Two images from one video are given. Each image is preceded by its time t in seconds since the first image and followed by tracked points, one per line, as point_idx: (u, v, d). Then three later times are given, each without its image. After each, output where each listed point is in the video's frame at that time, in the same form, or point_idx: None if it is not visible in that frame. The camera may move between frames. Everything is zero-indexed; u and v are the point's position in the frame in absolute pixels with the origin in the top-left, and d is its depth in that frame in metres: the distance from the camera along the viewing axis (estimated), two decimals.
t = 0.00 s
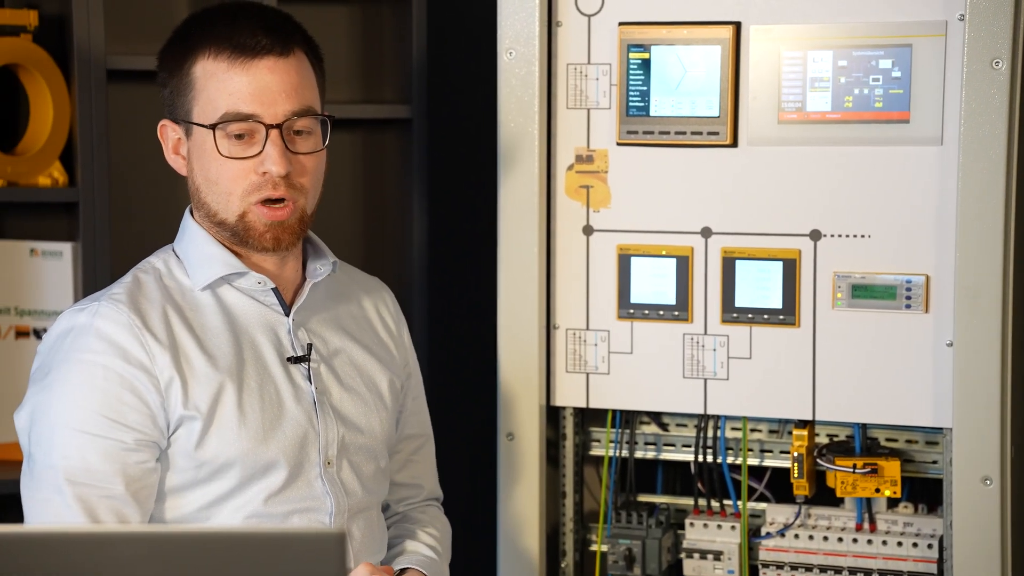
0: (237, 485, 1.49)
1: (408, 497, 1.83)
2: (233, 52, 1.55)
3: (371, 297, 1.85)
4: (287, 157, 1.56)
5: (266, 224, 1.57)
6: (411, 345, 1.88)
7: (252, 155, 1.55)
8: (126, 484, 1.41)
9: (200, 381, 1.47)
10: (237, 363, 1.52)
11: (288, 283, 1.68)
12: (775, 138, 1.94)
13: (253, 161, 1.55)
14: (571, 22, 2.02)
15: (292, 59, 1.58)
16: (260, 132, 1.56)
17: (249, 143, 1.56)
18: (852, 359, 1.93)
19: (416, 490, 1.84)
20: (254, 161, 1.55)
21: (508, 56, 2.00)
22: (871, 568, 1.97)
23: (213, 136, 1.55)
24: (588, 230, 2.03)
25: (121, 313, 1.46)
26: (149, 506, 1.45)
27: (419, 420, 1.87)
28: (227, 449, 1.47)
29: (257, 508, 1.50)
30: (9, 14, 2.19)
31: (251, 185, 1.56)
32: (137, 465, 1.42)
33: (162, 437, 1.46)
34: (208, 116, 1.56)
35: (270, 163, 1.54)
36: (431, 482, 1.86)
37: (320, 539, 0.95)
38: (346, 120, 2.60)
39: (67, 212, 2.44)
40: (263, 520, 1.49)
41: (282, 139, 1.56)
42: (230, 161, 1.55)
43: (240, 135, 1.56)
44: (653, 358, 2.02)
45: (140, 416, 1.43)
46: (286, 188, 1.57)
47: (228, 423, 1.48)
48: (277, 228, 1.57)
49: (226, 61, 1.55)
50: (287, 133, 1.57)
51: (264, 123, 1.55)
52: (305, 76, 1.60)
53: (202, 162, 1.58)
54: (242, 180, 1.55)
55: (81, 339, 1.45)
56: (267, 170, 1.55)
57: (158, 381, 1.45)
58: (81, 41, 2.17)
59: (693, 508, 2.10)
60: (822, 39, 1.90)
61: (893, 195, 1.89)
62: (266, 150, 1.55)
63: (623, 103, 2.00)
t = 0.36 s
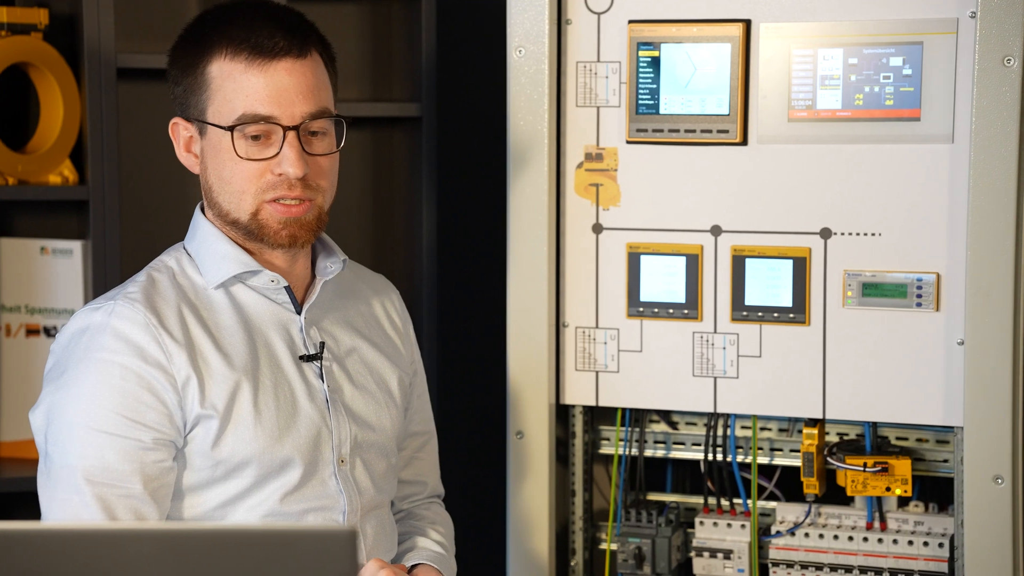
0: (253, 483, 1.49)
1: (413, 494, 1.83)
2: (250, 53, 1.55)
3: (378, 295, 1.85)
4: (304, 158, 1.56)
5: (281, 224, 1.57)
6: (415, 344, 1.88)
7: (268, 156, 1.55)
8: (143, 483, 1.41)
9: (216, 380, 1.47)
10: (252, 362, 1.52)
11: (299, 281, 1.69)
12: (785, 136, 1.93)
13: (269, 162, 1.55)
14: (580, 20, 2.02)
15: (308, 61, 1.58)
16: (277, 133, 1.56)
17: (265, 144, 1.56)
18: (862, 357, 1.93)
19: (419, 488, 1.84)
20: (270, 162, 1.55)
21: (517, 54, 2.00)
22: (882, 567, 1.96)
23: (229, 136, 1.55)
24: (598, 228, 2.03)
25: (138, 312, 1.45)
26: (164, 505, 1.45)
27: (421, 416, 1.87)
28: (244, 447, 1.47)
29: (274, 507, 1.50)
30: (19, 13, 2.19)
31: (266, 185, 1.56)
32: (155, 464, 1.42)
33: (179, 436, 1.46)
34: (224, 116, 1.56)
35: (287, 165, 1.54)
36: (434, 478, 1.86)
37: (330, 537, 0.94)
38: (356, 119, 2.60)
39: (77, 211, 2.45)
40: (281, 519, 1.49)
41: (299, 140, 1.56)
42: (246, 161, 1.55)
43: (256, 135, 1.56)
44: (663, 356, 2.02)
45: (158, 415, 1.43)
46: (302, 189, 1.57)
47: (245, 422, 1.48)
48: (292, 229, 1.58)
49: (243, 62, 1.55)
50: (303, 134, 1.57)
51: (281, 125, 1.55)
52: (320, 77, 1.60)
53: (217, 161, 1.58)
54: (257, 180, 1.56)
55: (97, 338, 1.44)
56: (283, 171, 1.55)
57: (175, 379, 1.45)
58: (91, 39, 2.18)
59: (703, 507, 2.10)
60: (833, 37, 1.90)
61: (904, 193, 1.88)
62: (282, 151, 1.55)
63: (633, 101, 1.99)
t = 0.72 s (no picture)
0: (252, 484, 1.49)
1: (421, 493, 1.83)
2: (259, 53, 1.55)
3: (385, 296, 1.85)
4: (311, 159, 1.56)
5: (287, 225, 1.57)
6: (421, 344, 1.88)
7: (276, 157, 1.55)
8: (129, 486, 1.40)
9: (215, 381, 1.47)
10: (254, 363, 1.52)
11: (304, 281, 1.68)
12: (790, 135, 1.94)
13: (277, 162, 1.55)
14: (585, 19, 2.02)
15: (316, 62, 1.58)
16: (285, 134, 1.55)
17: (273, 145, 1.56)
18: (867, 356, 1.93)
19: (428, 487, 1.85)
20: (277, 162, 1.55)
21: (522, 53, 2.00)
22: (886, 566, 1.96)
23: (237, 136, 1.55)
24: (603, 227, 2.03)
25: (135, 312, 1.45)
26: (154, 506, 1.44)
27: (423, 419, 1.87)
28: (242, 448, 1.47)
29: (275, 507, 1.49)
30: (23, 12, 2.19)
31: (273, 186, 1.56)
32: (142, 466, 1.41)
33: (172, 438, 1.45)
34: (232, 116, 1.56)
35: (294, 166, 1.54)
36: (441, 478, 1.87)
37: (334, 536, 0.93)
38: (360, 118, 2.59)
39: (81, 210, 2.45)
40: (280, 520, 1.49)
41: (306, 141, 1.55)
42: (254, 161, 1.55)
43: (264, 135, 1.55)
44: (667, 355, 2.02)
45: (149, 417, 1.42)
46: (308, 190, 1.57)
47: (244, 423, 1.48)
48: (298, 230, 1.57)
49: (251, 62, 1.55)
50: (311, 135, 1.57)
51: (289, 125, 1.55)
52: (328, 78, 1.60)
53: (224, 161, 1.57)
54: (265, 181, 1.55)
55: (94, 338, 1.44)
56: (290, 172, 1.55)
57: (170, 382, 1.44)
58: (95, 37, 2.17)
59: (708, 506, 2.10)
60: (838, 36, 1.90)
61: (909, 192, 1.88)
62: (289, 151, 1.55)
63: (637, 100, 1.99)
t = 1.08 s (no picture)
0: (254, 481, 1.49)
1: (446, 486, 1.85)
2: (268, 47, 1.55)
3: (388, 296, 1.85)
4: (318, 154, 1.55)
5: (293, 219, 1.56)
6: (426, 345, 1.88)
7: (284, 151, 1.54)
8: (129, 480, 1.39)
9: (216, 377, 1.47)
10: (255, 360, 1.52)
11: (307, 279, 1.68)
12: (792, 134, 1.93)
13: (284, 156, 1.54)
14: (587, 18, 2.02)
15: (325, 58, 1.58)
16: (293, 128, 1.55)
17: (280, 139, 1.55)
18: (869, 355, 1.93)
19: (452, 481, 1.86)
20: (285, 157, 1.55)
21: (524, 52, 2.00)
22: (889, 566, 1.96)
23: (245, 130, 1.55)
24: (604, 227, 2.03)
25: (136, 308, 1.45)
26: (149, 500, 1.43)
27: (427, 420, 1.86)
28: (244, 444, 1.47)
29: (277, 503, 1.50)
30: (24, 11, 2.19)
31: (280, 180, 1.55)
32: (141, 460, 1.41)
33: (172, 433, 1.45)
34: (240, 110, 1.56)
35: (302, 160, 1.54)
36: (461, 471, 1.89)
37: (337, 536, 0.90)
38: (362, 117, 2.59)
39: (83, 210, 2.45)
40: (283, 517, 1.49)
41: (314, 135, 1.55)
42: (261, 155, 1.54)
43: (271, 129, 1.55)
44: (669, 355, 2.02)
45: (148, 412, 1.42)
46: (316, 184, 1.56)
47: (245, 420, 1.48)
48: (304, 224, 1.56)
49: (260, 56, 1.55)
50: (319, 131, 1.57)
51: (297, 119, 1.54)
52: (336, 75, 1.60)
53: (231, 156, 1.57)
54: (272, 175, 1.55)
55: (96, 334, 1.45)
56: (298, 166, 1.54)
57: (170, 377, 1.44)
58: (96, 35, 2.17)
59: (710, 506, 2.10)
60: (840, 35, 1.89)
61: (912, 192, 1.88)
62: (296, 146, 1.54)
63: (639, 99, 1.99)
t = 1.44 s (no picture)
0: (260, 485, 1.49)
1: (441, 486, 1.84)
2: (266, 50, 1.55)
3: (390, 295, 1.84)
4: (319, 155, 1.56)
5: (297, 219, 1.56)
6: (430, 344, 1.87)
7: (285, 152, 1.55)
8: (139, 485, 1.41)
9: (222, 381, 1.47)
10: (260, 363, 1.52)
11: (311, 281, 1.68)
12: (796, 135, 1.93)
13: (286, 157, 1.55)
14: (590, 20, 2.02)
15: (324, 58, 1.58)
16: (293, 129, 1.55)
17: (281, 140, 1.55)
18: (873, 357, 1.92)
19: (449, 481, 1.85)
20: (287, 158, 1.55)
21: (527, 54, 2.00)
22: (893, 568, 1.96)
23: (246, 132, 1.55)
24: (608, 228, 2.03)
25: (142, 313, 1.46)
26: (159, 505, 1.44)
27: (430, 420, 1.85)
28: (250, 448, 1.47)
29: (283, 507, 1.50)
30: (29, 13, 2.20)
31: (282, 181, 1.55)
32: (151, 465, 1.42)
33: (180, 437, 1.46)
34: (241, 113, 1.56)
35: (304, 161, 1.54)
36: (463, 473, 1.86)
37: (338, 539, 0.89)
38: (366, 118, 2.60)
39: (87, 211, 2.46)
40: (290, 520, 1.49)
41: (315, 136, 1.55)
42: (263, 158, 1.55)
43: (272, 131, 1.55)
44: (672, 356, 2.02)
45: (156, 417, 1.43)
46: (318, 184, 1.57)
47: (251, 424, 1.48)
48: (308, 224, 1.57)
49: (259, 59, 1.55)
50: (320, 132, 1.57)
51: (298, 120, 1.55)
52: (335, 75, 1.60)
53: (232, 159, 1.57)
54: (273, 177, 1.55)
55: (102, 338, 1.45)
56: (300, 167, 1.55)
57: (177, 381, 1.45)
58: (101, 37, 2.18)
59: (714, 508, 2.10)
60: (844, 36, 1.89)
61: (915, 193, 1.88)
62: (297, 148, 1.55)
63: (642, 101, 1.99)
